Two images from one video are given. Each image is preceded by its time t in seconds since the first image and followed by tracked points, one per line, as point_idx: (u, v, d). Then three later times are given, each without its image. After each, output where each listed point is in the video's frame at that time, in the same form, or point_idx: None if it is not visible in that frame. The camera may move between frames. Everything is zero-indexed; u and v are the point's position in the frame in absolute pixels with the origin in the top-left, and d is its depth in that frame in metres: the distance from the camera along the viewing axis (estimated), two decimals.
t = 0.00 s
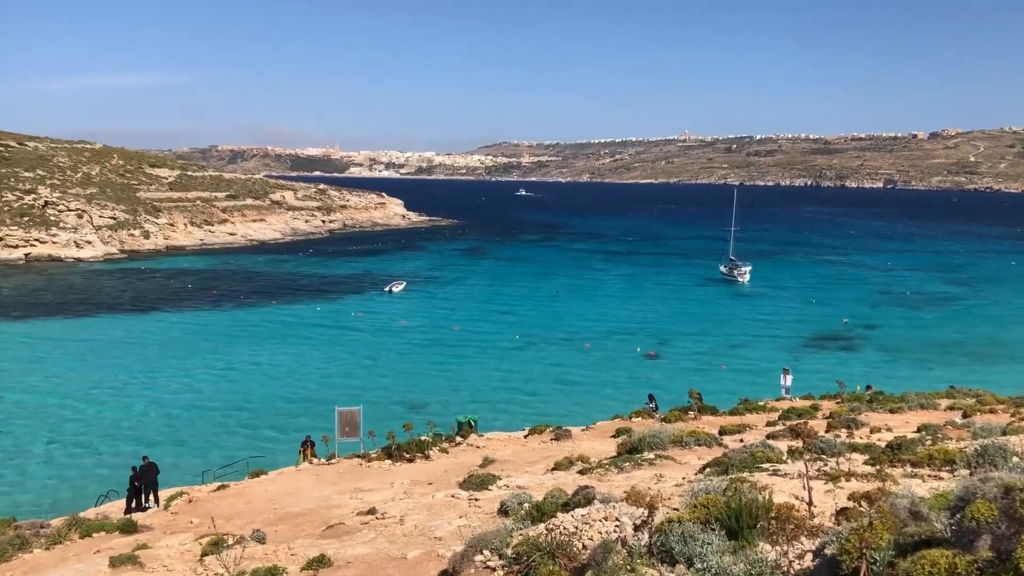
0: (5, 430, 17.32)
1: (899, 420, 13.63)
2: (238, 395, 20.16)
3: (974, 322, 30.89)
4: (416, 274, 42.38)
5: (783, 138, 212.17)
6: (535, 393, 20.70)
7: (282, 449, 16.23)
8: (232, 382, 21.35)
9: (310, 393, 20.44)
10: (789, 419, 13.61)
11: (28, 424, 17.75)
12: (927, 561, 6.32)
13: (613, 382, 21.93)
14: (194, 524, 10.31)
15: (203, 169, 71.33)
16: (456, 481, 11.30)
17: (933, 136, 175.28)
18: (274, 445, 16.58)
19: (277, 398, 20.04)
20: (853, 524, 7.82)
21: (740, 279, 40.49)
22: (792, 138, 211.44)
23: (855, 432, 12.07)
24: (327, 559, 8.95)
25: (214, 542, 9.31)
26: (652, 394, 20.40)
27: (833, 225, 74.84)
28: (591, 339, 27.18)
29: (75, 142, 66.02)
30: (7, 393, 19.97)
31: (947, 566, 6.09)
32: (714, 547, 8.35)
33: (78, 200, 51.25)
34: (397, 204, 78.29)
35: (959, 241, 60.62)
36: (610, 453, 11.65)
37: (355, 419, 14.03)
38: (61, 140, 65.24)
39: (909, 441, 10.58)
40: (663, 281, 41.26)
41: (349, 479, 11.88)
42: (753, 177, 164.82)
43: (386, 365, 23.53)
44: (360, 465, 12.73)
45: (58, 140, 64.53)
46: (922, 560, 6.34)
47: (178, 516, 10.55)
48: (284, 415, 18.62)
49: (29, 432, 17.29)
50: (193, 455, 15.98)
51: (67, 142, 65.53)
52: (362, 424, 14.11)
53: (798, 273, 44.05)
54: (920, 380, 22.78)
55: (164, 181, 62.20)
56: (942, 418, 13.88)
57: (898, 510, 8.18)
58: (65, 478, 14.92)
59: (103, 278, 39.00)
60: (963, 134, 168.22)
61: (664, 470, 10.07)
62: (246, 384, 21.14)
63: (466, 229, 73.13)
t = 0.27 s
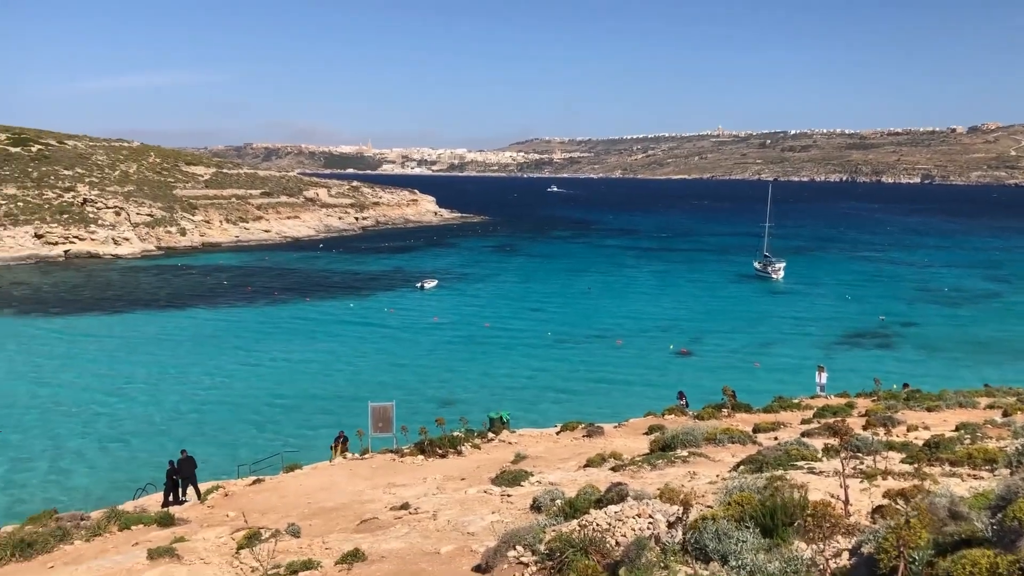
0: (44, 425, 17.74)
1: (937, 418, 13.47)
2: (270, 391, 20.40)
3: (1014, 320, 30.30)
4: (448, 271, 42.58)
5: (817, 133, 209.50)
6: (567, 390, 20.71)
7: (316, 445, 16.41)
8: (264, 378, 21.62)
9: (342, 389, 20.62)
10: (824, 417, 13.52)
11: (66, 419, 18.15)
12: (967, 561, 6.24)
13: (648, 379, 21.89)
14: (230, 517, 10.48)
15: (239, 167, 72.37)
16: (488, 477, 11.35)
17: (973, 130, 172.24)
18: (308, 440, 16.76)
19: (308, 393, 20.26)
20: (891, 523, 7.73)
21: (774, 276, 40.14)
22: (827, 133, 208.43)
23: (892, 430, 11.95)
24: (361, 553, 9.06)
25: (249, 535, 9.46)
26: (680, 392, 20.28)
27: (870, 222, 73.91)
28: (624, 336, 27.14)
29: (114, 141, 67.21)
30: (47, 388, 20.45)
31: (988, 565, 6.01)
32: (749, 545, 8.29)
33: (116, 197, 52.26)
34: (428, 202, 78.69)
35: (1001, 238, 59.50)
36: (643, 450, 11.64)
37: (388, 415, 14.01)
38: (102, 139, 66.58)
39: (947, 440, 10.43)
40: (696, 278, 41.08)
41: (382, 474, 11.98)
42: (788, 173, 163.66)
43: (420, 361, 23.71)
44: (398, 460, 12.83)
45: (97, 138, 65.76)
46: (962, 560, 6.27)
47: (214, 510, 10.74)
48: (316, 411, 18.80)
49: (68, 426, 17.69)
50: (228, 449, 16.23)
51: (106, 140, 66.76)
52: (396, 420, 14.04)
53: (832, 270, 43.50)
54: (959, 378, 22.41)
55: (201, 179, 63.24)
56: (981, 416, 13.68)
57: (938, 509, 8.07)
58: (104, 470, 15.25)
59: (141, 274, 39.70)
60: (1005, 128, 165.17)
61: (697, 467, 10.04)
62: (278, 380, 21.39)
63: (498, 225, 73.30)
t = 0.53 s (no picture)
0: (80, 418, 18.10)
1: (976, 417, 13.32)
2: (301, 387, 20.62)
3: None
4: (479, 267, 42.72)
5: (852, 128, 206.64)
6: (599, 387, 20.72)
7: (349, 440, 16.60)
8: (296, 374, 21.86)
9: (372, 385, 20.78)
10: (860, 415, 13.44)
11: (101, 412, 18.51)
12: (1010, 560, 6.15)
13: (683, 376, 21.91)
14: (265, 511, 10.66)
15: (273, 163, 73.19)
16: (520, 473, 11.41)
17: (1014, 123, 169.46)
18: (341, 436, 16.91)
19: (338, 389, 20.43)
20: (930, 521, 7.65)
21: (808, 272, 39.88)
22: (862, 127, 205.21)
23: (929, 428, 11.85)
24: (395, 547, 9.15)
25: (284, 528, 9.61)
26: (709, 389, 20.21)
27: (908, 217, 73.04)
28: (655, 333, 27.14)
29: (151, 138, 68.39)
30: (83, 382, 20.89)
31: None
32: (784, 543, 8.23)
33: (152, 194, 53.16)
34: (460, 198, 79.10)
35: None
36: (676, 447, 11.63)
37: (420, 410, 14.21)
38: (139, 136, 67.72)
39: (985, 439, 10.32)
40: (730, 274, 40.93)
41: (414, 468, 12.11)
42: (822, 168, 162.39)
43: (453, 358, 23.86)
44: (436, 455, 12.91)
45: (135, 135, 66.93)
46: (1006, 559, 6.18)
47: (250, 503, 10.93)
48: (347, 406, 18.99)
49: (104, 420, 18.04)
50: (262, 444, 16.44)
51: (144, 137, 67.93)
52: (428, 415, 14.29)
53: (868, 267, 42.99)
54: (999, 377, 22.10)
55: (235, 175, 64.10)
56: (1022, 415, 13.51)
57: (978, 508, 7.97)
58: (140, 464, 15.52)
59: (177, 270, 40.32)
60: None
61: (731, 465, 10.00)
62: (309, 376, 21.61)
63: (530, 221, 73.49)
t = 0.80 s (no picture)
0: (113, 412, 18.40)
1: (1014, 415, 13.16)
2: (330, 382, 20.80)
3: None
4: (508, 263, 42.78)
5: (884, 123, 203.85)
6: (629, 384, 20.68)
7: (381, 435, 16.75)
8: (324, 369, 22.04)
9: (400, 381, 20.90)
10: (894, 413, 13.36)
11: (133, 406, 18.81)
12: None
13: (716, 372, 21.89)
14: (295, 504, 10.80)
15: (303, 160, 73.85)
16: (549, 469, 11.43)
17: None
18: (372, 432, 17.02)
19: (366, 385, 20.56)
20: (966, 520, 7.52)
21: (839, 268, 39.60)
22: (896, 122, 202.82)
23: (964, 427, 11.73)
24: (425, 542, 9.22)
25: (316, 522, 9.73)
26: (735, 386, 20.13)
27: (943, 213, 72.04)
28: (684, 329, 27.09)
29: (184, 135, 69.35)
30: (117, 376, 21.25)
31: None
32: (815, 540, 8.15)
33: (186, 190, 53.91)
34: (489, 194, 79.28)
35: None
36: (706, 444, 11.60)
37: (449, 406, 14.33)
38: (172, 133, 68.67)
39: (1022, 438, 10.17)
40: (760, 271, 40.71)
41: (444, 464, 12.22)
42: (854, 163, 160.65)
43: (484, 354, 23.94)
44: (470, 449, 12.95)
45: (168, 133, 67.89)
46: None
47: (281, 497, 11.09)
48: (377, 402, 19.15)
49: (136, 413, 18.33)
50: (291, 438, 16.59)
51: (177, 135, 68.89)
52: (457, 411, 14.39)
53: (901, 264, 42.39)
54: None
55: (267, 172, 64.81)
56: None
57: (1016, 508, 7.83)
58: (172, 457, 15.73)
59: (209, 265, 40.83)
60: None
61: (761, 463, 9.94)
62: (338, 371, 21.79)
63: (558, 217, 73.52)
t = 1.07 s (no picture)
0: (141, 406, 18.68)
1: None
2: (356, 377, 20.99)
3: None
4: (534, 259, 42.86)
5: (914, 119, 201.39)
6: (656, 381, 20.63)
7: (408, 430, 16.90)
8: (349, 365, 22.19)
9: (425, 377, 21.00)
10: (924, 411, 13.28)
11: (161, 400, 19.09)
12: None
13: (744, 369, 21.82)
14: (323, 498, 10.92)
15: (330, 156, 74.40)
16: (575, 464, 11.47)
17: None
18: (399, 428, 17.10)
19: (390, 381, 20.66)
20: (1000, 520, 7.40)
21: (868, 265, 39.29)
22: (928, 118, 200.23)
23: (998, 426, 11.62)
24: (451, 536, 9.28)
25: (343, 515, 9.83)
26: (757, 384, 20.08)
27: (977, 210, 71.02)
28: (711, 326, 27.06)
29: (214, 132, 70.21)
30: (146, 370, 21.59)
31: None
32: (844, 538, 8.08)
33: (216, 187, 54.72)
34: (515, 190, 79.45)
35: None
36: (734, 440, 11.56)
37: (475, 401, 14.46)
38: (203, 130, 69.55)
39: None
40: (787, 268, 40.50)
41: (470, 459, 12.31)
42: (884, 159, 158.95)
43: (510, 350, 23.99)
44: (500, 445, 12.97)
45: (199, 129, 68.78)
46: None
47: (309, 490, 11.22)
48: (404, 397, 19.31)
49: (164, 407, 18.61)
50: (318, 433, 16.72)
51: (207, 131, 69.75)
52: (482, 406, 14.54)
53: (930, 261, 41.78)
54: None
55: (295, 169, 65.47)
56: None
57: None
58: (200, 451, 15.92)
59: (239, 261, 41.31)
60: None
61: (790, 461, 9.90)
62: (365, 367, 21.99)
63: (584, 213, 73.53)
